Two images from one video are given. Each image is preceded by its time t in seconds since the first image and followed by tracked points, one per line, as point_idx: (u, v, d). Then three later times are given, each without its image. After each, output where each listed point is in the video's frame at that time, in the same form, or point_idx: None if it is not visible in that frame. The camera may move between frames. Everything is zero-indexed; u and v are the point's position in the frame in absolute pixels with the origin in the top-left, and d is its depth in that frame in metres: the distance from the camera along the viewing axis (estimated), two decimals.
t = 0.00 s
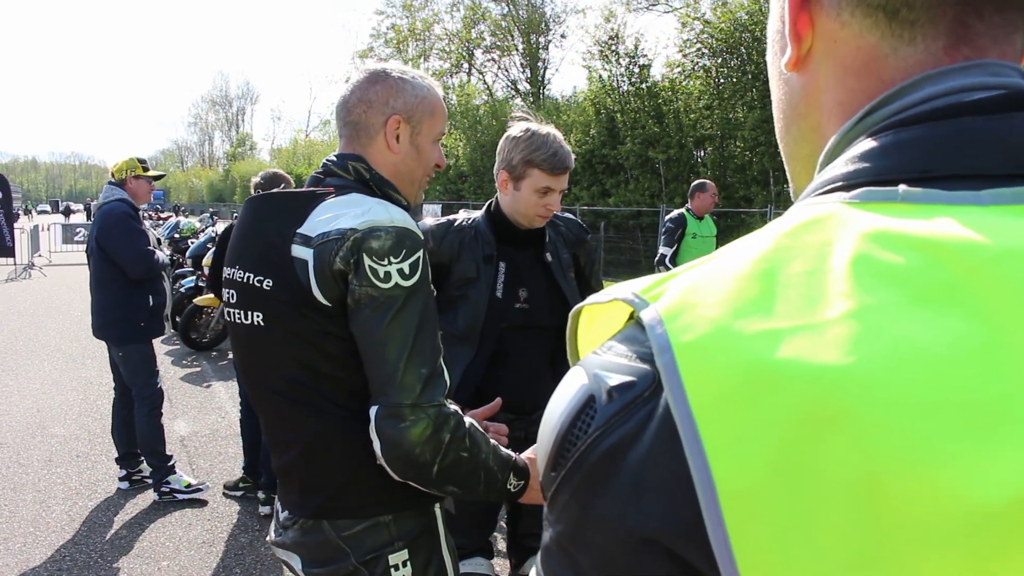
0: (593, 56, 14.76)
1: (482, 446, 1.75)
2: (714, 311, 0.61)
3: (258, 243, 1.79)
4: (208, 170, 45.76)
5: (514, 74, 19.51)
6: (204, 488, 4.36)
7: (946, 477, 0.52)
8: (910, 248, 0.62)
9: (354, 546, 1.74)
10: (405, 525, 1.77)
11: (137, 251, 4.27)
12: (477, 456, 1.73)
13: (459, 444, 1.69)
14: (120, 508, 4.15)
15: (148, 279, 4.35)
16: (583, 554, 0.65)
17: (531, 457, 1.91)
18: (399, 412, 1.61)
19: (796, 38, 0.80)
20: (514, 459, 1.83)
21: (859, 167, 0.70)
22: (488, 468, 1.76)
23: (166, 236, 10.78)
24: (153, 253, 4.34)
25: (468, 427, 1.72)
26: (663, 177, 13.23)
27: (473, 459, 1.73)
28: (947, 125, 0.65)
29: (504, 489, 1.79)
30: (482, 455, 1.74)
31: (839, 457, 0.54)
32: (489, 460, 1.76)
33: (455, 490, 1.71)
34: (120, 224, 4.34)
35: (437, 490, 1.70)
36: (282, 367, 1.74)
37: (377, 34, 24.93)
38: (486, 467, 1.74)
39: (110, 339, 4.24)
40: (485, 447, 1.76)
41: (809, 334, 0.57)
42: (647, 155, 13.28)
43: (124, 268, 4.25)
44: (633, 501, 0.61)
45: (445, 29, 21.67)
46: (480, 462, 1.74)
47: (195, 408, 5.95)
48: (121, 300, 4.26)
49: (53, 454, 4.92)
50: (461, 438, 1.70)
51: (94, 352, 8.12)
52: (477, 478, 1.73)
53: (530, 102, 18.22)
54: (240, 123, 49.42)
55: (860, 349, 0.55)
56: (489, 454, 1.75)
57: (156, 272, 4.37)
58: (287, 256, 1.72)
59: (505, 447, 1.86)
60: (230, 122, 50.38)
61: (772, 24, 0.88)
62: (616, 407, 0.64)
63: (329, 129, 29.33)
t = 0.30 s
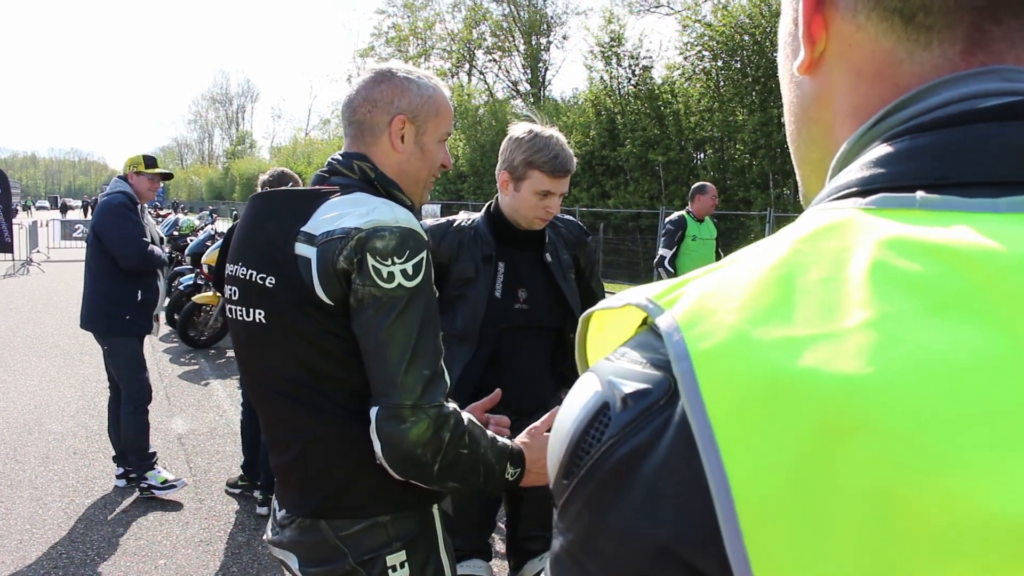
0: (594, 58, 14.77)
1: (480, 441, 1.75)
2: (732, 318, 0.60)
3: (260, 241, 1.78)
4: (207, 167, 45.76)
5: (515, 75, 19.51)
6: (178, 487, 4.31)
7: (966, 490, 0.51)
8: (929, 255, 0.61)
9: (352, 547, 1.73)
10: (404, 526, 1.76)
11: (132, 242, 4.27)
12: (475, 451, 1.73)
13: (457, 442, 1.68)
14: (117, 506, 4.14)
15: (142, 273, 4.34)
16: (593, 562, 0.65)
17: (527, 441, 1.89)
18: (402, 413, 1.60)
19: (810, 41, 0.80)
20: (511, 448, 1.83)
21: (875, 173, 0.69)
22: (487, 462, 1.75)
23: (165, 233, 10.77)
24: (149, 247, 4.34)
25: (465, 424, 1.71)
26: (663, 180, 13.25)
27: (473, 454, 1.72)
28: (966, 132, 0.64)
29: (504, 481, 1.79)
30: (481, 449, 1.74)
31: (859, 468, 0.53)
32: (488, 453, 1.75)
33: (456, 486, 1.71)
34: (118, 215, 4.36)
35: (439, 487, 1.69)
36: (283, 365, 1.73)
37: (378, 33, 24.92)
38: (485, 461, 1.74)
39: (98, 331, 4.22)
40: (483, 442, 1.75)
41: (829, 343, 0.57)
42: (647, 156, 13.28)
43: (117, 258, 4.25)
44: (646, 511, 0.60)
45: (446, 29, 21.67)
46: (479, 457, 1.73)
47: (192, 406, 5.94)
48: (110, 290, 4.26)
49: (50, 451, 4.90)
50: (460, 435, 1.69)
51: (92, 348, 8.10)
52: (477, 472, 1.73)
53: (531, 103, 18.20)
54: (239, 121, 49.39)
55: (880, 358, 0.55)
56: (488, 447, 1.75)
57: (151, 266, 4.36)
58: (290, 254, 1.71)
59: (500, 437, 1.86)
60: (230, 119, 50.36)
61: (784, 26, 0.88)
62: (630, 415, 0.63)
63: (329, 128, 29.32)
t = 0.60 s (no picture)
0: (585, 59, 14.79)
1: (484, 440, 1.74)
2: (723, 322, 0.59)
3: (251, 245, 1.77)
4: (199, 171, 45.63)
5: (506, 77, 19.52)
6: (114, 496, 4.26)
7: (962, 494, 0.51)
8: (920, 256, 0.61)
9: (346, 549, 1.71)
10: (398, 527, 1.75)
11: (110, 243, 4.25)
12: (478, 450, 1.72)
13: (459, 441, 1.68)
14: (108, 511, 4.11)
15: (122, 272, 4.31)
16: (584, 569, 0.64)
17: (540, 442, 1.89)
18: (394, 416, 1.59)
19: (796, 42, 0.79)
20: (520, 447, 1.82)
21: (862, 173, 0.68)
22: (493, 461, 1.75)
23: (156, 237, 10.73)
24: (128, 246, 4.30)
25: (466, 423, 1.71)
26: (655, 180, 13.28)
27: (476, 453, 1.72)
28: (954, 131, 0.64)
29: (512, 479, 1.78)
30: (485, 448, 1.73)
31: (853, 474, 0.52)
32: (493, 452, 1.75)
33: (461, 485, 1.70)
34: (98, 218, 4.37)
35: (443, 487, 1.69)
36: (275, 368, 1.72)
37: (368, 36, 24.90)
38: (490, 460, 1.74)
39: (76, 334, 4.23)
40: (487, 440, 1.75)
41: (820, 346, 0.56)
42: (639, 157, 13.29)
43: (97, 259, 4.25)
44: (638, 517, 0.59)
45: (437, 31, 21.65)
46: (483, 456, 1.73)
47: (185, 411, 5.91)
48: (91, 292, 4.26)
49: (42, 457, 4.87)
50: (460, 435, 1.68)
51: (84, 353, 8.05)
52: (483, 471, 1.73)
53: (522, 104, 18.21)
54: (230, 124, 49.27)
55: (873, 362, 0.54)
56: (492, 446, 1.74)
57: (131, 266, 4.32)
58: (280, 258, 1.70)
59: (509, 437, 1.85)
60: (221, 123, 50.25)
61: (770, 26, 0.87)
62: (620, 420, 0.62)
63: (320, 131, 29.27)
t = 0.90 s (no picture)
0: (581, 61, 14.81)
1: (461, 459, 1.71)
2: (722, 322, 0.59)
3: (244, 245, 1.76)
4: (192, 170, 45.53)
5: (501, 79, 19.53)
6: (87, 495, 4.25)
7: (961, 497, 0.51)
8: (919, 258, 0.60)
9: (338, 549, 1.71)
10: (389, 528, 1.75)
11: (79, 243, 4.26)
12: (453, 469, 1.69)
13: (436, 454, 1.66)
14: (99, 510, 4.09)
15: (97, 272, 4.31)
16: (579, 569, 0.64)
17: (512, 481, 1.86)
18: (381, 415, 1.59)
19: (794, 44, 0.79)
20: (491, 476, 1.78)
21: (861, 174, 0.68)
22: (464, 482, 1.71)
23: (150, 237, 10.71)
24: (100, 245, 4.30)
25: (447, 437, 1.69)
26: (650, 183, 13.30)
27: (450, 470, 1.68)
28: (952, 133, 0.64)
29: (479, 506, 1.74)
30: (458, 468, 1.70)
31: (851, 477, 0.52)
32: (466, 473, 1.71)
33: (429, 500, 1.67)
34: (74, 220, 4.37)
35: (410, 497, 1.67)
36: (268, 368, 1.71)
37: (364, 37, 24.88)
38: (462, 481, 1.70)
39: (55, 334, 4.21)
40: (463, 460, 1.71)
41: (819, 347, 0.56)
42: (634, 159, 13.31)
43: (70, 261, 4.27)
44: (636, 519, 0.59)
45: (433, 32, 21.64)
46: (455, 476, 1.69)
47: (178, 411, 5.88)
48: (66, 293, 4.26)
49: (33, 456, 4.84)
50: (438, 447, 1.66)
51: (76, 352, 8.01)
52: (451, 491, 1.69)
53: (518, 106, 18.22)
54: (225, 124, 49.18)
55: (872, 364, 0.54)
56: (467, 467, 1.71)
57: (105, 264, 4.31)
58: (273, 258, 1.69)
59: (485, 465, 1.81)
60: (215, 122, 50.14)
61: (768, 28, 0.87)
62: (618, 420, 0.62)
63: (315, 131, 29.23)
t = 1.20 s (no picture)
0: (578, 63, 14.82)
1: (463, 451, 1.72)
2: (713, 321, 0.59)
3: (240, 245, 1.76)
4: (188, 170, 45.45)
5: (498, 80, 19.54)
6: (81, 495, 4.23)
7: (951, 496, 0.51)
8: (910, 258, 0.61)
9: (332, 550, 1.70)
10: (384, 529, 1.75)
11: (45, 243, 4.21)
12: (456, 462, 1.70)
13: (439, 449, 1.67)
14: (93, 510, 4.07)
15: (66, 273, 4.25)
16: (571, 566, 0.64)
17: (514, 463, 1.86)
18: (379, 416, 1.59)
19: (791, 47, 0.80)
20: (495, 464, 1.80)
21: (855, 175, 0.69)
22: (469, 474, 1.72)
23: (145, 236, 10.69)
24: (65, 246, 4.22)
25: (448, 432, 1.70)
26: (646, 185, 13.32)
27: (453, 464, 1.69)
28: (944, 135, 0.65)
29: (485, 497, 1.75)
30: (462, 460, 1.71)
31: (840, 474, 0.52)
32: (470, 465, 1.72)
33: (435, 496, 1.68)
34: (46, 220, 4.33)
35: (416, 495, 1.67)
36: (263, 368, 1.70)
37: (360, 37, 24.86)
38: (466, 473, 1.71)
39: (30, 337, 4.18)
40: (466, 453, 1.72)
41: (808, 345, 0.56)
42: (630, 161, 13.34)
43: (40, 262, 4.25)
44: (627, 516, 0.59)
45: (430, 33, 21.63)
46: (459, 468, 1.70)
47: (172, 411, 5.87)
48: (37, 294, 4.23)
49: (26, 456, 4.82)
50: (440, 442, 1.67)
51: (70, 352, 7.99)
52: (457, 484, 1.70)
53: (514, 107, 18.22)
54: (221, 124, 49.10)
55: (861, 362, 0.54)
56: (470, 459, 1.72)
57: (74, 266, 4.24)
58: (269, 257, 1.69)
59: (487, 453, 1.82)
60: (211, 122, 50.05)
61: (765, 31, 0.88)
62: (609, 417, 0.62)
63: (311, 131, 29.19)
